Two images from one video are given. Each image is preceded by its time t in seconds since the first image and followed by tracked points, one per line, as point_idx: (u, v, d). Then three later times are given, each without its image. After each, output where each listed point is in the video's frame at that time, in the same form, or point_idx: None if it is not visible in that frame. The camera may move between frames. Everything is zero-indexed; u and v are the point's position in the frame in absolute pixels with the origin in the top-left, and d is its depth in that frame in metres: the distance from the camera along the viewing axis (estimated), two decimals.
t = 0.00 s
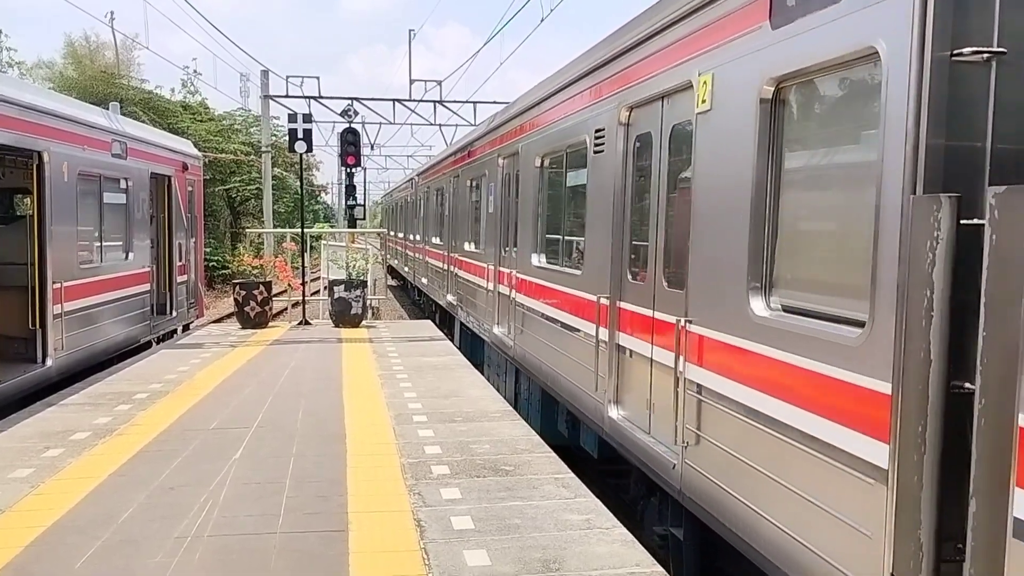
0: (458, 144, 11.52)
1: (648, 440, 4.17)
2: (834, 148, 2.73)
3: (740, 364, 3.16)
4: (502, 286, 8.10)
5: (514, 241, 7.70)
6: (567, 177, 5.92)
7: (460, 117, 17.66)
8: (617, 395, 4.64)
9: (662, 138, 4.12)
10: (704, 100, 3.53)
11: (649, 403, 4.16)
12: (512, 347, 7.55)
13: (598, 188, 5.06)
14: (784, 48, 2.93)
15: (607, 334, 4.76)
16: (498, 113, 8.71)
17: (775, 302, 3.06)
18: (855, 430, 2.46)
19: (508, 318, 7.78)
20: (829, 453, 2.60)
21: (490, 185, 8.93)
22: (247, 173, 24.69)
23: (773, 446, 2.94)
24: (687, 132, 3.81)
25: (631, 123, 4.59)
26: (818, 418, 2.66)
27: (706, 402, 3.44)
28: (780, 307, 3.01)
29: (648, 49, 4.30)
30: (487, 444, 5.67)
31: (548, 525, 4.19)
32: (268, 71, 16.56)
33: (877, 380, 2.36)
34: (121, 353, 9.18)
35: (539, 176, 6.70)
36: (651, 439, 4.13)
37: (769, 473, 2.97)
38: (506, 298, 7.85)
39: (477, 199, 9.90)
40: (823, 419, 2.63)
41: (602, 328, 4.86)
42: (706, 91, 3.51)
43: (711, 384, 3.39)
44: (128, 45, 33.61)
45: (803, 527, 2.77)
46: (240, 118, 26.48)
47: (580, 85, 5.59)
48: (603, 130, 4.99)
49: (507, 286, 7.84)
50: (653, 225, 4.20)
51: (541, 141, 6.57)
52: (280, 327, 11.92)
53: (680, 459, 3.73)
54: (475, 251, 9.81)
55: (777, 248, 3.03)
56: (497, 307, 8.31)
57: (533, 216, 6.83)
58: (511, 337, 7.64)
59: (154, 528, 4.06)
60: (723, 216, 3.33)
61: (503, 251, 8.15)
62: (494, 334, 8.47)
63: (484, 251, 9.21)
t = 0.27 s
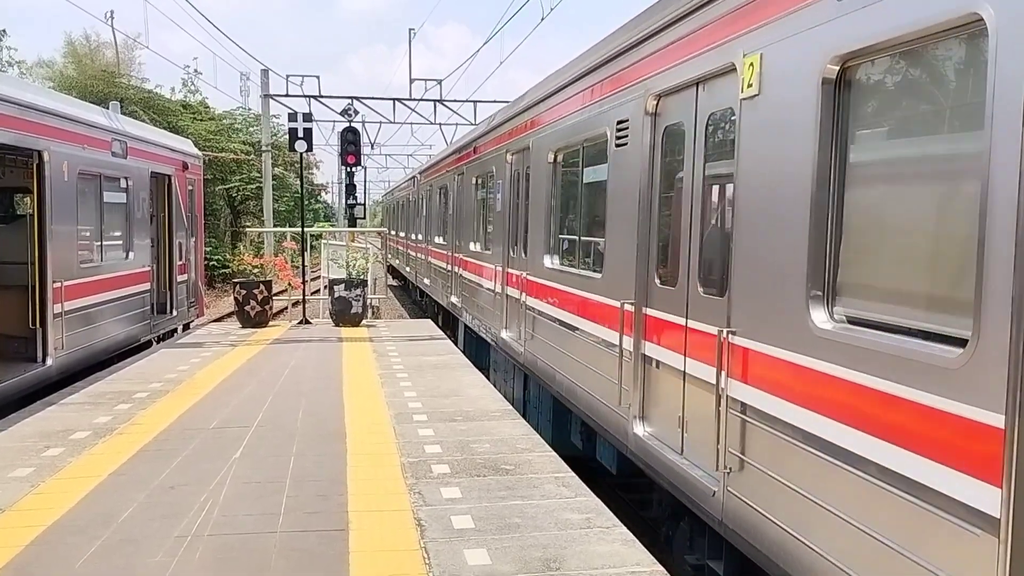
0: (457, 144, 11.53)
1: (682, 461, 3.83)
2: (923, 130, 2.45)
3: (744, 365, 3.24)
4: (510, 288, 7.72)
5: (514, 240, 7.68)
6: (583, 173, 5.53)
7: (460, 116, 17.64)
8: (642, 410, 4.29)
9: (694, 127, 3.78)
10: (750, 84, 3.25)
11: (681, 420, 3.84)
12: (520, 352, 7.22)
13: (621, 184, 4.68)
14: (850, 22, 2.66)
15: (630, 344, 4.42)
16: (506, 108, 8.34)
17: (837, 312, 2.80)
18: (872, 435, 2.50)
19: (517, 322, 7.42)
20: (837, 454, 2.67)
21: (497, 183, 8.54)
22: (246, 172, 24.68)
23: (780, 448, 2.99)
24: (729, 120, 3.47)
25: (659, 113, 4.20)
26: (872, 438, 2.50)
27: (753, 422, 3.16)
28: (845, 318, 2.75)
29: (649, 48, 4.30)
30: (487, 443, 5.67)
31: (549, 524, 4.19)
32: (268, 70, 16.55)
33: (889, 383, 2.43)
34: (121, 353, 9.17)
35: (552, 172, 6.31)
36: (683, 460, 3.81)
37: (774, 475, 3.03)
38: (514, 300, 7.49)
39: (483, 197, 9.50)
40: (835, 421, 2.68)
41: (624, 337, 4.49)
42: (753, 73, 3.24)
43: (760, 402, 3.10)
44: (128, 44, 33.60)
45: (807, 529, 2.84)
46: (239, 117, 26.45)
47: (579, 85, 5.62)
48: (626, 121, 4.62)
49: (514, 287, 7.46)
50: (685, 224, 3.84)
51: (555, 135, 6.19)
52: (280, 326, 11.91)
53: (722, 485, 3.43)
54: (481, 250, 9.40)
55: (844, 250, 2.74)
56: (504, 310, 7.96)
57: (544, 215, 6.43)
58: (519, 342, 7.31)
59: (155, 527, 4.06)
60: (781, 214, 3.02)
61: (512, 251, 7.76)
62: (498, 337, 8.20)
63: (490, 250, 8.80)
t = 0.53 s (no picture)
0: (457, 144, 11.54)
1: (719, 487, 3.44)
2: None
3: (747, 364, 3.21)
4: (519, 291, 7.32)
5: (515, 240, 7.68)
6: (603, 170, 5.13)
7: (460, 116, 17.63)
8: (672, 428, 3.91)
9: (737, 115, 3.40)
10: (809, 65, 2.88)
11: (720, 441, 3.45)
12: (529, 358, 6.87)
13: (648, 180, 4.28)
14: (890, 6, 2.48)
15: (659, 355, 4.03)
16: (515, 103, 7.95)
17: (921, 326, 2.42)
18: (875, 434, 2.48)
19: (526, 327, 7.03)
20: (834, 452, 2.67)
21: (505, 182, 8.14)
22: (247, 172, 24.68)
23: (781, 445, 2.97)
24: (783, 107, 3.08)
25: (693, 101, 3.82)
26: (877, 436, 2.47)
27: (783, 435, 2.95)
28: (929, 332, 2.38)
29: (651, 47, 4.30)
30: (487, 443, 5.67)
31: (549, 524, 4.19)
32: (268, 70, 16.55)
33: (888, 379, 2.43)
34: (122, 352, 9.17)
35: (567, 168, 5.90)
36: (722, 487, 3.42)
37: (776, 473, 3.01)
38: (523, 304, 7.10)
39: (489, 196, 9.08)
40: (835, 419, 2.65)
41: (652, 347, 4.12)
42: (812, 53, 2.87)
43: (819, 426, 2.72)
44: (129, 44, 33.61)
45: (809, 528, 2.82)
46: (240, 117, 26.46)
47: (580, 84, 5.63)
48: (654, 112, 4.23)
49: (525, 291, 7.05)
50: (724, 223, 3.45)
51: (570, 129, 5.80)
52: (281, 326, 11.91)
53: (773, 518, 3.04)
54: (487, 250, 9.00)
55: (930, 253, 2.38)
56: (511, 313, 7.59)
57: (558, 215, 6.03)
58: (528, 348, 6.95)
59: (156, 527, 4.06)
60: (852, 210, 2.63)
61: (521, 252, 7.34)
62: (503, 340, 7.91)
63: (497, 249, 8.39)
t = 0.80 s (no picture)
0: (458, 144, 11.54)
1: (768, 516, 3.10)
2: None
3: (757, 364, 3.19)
4: (528, 293, 6.97)
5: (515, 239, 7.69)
6: (626, 166, 4.76)
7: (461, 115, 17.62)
8: (708, 447, 3.58)
9: (790, 102, 3.05)
10: (884, 41, 2.53)
11: (768, 464, 3.13)
12: (538, 364, 6.55)
13: (681, 174, 3.92)
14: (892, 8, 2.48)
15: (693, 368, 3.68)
16: (523, 96, 7.56)
17: None
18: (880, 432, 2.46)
19: (536, 331, 6.69)
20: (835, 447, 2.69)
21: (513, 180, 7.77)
22: (247, 172, 24.67)
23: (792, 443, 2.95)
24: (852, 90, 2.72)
25: (733, 88, 3.48)
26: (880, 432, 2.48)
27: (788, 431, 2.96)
28: None
29: (653, 47, 4.30)
30: (488, 442, 5.67)
31: (551, 523, 4.19)
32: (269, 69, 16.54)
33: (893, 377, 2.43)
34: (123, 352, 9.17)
35: (583, 161, 5.52)
36: (770, 515, 3.10)
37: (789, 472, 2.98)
38: (534, 307, 6.76)
39: (496, 195, 8.70)
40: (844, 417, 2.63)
41: (655, 345, 4.14)
42: (888, 26, 2.52)
43: (890, 454, 2.41)
44: (129, 44, 33.62)
45: (818, 528, 2.80)
46: (240, 117, 26.45)
47: (580, 84, 5.64)
48: (688, 100, 3.86)
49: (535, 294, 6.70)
50: (774, 220, 3.12)
51: (587, 121, 5.41)
52: (281, 326, 11.91)
53: (837, 557, 2.69)
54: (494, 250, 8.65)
55: None
56: (519, 316, 7.27)
57: (573, 214, 5.65)
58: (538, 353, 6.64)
59: (157, 526, 4.06)
60: (942, 209, 2.29)
61: (532, 252, 6.97)
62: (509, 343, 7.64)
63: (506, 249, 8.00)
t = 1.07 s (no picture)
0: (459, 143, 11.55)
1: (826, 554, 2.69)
2: None
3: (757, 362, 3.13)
4: (538, 296, 6.59)
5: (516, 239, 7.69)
6: (650, 161, 4.38)
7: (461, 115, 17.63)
8: (750, 471, 3.16)
9: (849, 86, 2.69)
10: (977, 11, 2.16)
11: (822, 492, 2.74)
12: (549, 371, 6.20)
13: (714, 168, 3.53)
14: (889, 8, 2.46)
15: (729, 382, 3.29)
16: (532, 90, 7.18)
17: None
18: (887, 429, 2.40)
19: (547, 336, 6.32)
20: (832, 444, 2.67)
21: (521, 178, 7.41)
22: (249, 172, 24.68)
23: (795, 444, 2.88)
24: (924, 69, 2.39)
25: (778, 73, 3.11)
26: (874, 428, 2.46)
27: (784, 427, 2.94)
28: None
29: (654, 46, 4.29)
30: (489, 442, 5.66)
31: (552, 523, 4.18)
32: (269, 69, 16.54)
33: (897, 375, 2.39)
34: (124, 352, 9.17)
35: (600, 156, 5.13)
36: (826, 552, 2.70)
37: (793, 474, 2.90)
38: (544, 311, 6.38)
39: (504, 194, 8.32)
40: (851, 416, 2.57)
41: (653, 344, 4.12)
42: None
43: (890, 451, 2.39)
44: (130, 44, 33.64)
45: (824, 532, 2.72)
46: (241, 117, 26.46)
47: (580, 84, 5.63)
48: (722, 87, 3.47)
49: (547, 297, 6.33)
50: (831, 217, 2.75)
51: (604, 114, 5.03)
52: (282, 325, 11.91)
53: None
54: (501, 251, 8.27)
55: None
56: (528, 320, 6.90)
57: (589, 213, 5.27)
58: (549, 359, 6.27)
59: (158, 526, 4.05)
60: None
61: (542, 253, 6.58)
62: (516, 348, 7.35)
63: (514, 251, 7.63)
